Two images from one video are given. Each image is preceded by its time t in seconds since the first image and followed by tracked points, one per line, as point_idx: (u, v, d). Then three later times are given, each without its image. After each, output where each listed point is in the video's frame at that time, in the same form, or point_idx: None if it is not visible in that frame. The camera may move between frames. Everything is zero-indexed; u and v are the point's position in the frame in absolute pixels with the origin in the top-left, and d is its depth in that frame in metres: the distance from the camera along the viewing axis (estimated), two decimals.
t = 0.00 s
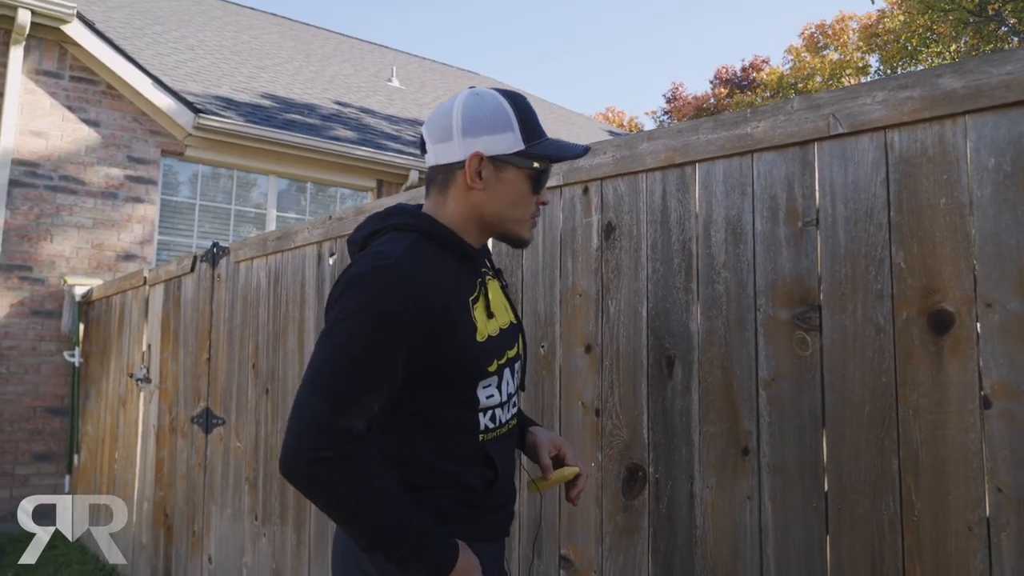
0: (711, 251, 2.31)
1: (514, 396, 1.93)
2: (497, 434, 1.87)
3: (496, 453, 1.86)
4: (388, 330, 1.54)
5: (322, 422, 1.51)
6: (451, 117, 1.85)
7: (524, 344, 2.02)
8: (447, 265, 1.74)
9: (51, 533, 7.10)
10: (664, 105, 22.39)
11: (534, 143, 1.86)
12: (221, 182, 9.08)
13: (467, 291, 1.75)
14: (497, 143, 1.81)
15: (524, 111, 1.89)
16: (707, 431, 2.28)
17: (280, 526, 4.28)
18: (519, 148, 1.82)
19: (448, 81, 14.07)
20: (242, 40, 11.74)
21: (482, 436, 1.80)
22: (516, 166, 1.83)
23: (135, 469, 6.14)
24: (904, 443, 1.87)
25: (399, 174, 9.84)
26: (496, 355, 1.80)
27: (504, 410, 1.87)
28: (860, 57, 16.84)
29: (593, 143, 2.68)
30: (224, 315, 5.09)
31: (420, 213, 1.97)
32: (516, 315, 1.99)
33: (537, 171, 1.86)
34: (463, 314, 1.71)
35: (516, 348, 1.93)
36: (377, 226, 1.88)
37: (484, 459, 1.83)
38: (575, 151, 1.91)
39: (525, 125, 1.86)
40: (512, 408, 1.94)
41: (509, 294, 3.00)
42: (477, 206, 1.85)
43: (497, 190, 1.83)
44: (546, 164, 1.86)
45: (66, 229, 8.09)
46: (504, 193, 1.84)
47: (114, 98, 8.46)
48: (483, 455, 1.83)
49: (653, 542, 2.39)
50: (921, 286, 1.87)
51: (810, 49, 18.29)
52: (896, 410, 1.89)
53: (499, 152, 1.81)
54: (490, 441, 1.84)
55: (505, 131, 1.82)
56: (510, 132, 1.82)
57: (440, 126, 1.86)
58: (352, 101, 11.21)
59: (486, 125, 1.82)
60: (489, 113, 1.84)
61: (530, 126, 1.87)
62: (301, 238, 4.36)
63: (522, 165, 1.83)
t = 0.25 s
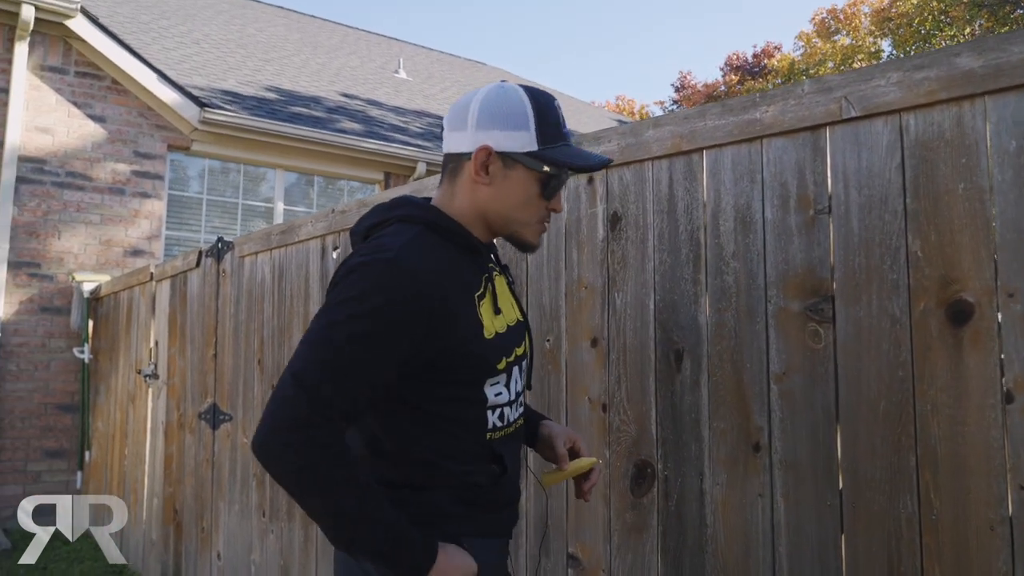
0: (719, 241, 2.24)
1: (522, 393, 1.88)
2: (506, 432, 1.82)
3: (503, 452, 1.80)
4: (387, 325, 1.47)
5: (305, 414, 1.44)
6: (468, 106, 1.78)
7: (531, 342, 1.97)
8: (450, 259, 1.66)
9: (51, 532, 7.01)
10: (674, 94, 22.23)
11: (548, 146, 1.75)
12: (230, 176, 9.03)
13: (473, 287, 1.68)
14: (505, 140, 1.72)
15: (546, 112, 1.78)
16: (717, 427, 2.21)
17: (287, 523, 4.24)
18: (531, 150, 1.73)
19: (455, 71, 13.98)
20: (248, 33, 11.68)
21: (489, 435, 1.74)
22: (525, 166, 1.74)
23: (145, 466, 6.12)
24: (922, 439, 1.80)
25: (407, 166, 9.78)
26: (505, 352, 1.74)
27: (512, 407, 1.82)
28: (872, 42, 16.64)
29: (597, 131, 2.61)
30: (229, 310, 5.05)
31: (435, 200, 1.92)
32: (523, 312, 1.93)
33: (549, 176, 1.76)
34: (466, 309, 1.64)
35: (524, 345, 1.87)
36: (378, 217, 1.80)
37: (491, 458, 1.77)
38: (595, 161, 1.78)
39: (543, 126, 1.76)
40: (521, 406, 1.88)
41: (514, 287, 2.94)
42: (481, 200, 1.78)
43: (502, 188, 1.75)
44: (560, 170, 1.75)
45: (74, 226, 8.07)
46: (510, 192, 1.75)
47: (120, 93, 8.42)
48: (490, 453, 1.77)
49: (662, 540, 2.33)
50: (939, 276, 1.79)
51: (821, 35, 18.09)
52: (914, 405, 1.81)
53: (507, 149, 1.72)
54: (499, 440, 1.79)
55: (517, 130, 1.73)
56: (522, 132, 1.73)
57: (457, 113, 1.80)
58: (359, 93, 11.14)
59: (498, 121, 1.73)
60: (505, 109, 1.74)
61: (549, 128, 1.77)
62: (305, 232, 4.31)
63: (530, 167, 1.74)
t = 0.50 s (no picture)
0: (718, 241, 2.18)
1: (515, 402, 1.81)
2: (498, 441, 1.75)
3: (496, 461, 1.73)
4: (365, 327, 1.41)
5: (266, 407, 1.38)
6: (466, 108, 1.72)
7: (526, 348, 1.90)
8: (439, 263, 1.59)
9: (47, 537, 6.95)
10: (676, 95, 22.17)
11: (540, 157, 1.65)
12: (231, 179, 9.01)
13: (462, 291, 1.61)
14: (492, 148, 1.65)
15: (544, 120, 1.68)
16: (716, 433, 2.15)
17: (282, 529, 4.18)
18: (519, 159, 1.64)
19: (456, 73, 13.93)
20: (247, 36, 11.64)
21: (481, 443, 1.69)
22: (511, 177, 1.65)
23: (141, 471, 6.05)
24: (929, 445, 1.73)
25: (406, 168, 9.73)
26: (497, 359, 1.68)
27: (506, 416, 1.75)
28: (875, 43, 16.57)
29: (594, 129, 2.55)
30: (225, 313, 4.99)
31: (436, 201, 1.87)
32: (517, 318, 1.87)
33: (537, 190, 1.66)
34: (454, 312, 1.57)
35: (518, 352, 1.80)
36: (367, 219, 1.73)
37: (481, 467, 1.71)
38: (588, 178, 1.66)
39: (536, 136, 1.66)
40: (514, 414, 1.82)
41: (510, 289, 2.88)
42: (468, 207, 1.71)
43: (488, 196, 1.68)
44: (548, 185, 1.64)
45: (71, 229, 8.02)
46: (495, 202, 1.68)
47: (118, 96, 8.37)
48: (482, 462, 1.71)
49: (661, 549, 2.27)
50: (945, 277, 1.73)
51: (824, 35, 18.03)
52: (919, 411, 1.75)
53: (493, 157, 1.65)
54: (491, 448, 1.73)
55: (505, 139, 1.64)
56: (511, 141, 1.64)
57: (455, 115, 1.75)
58: (358, 96, 11.09)
59: (488, 127, 1.66)
60: (497, 115, 1.67)
61: (544, 138, 1.67)
62: (300, 234, 4.25)
63: (516, 178, 1.65)
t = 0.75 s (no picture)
0: (707, 233, 2.13)
1: (495, 395, 1.75)
2: (477, 437, 1.69)
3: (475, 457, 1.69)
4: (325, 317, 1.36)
5: (214, 389, 1.33)
6: (435, 96, 1.68)
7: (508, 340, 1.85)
8: (411, 255, 1.54)
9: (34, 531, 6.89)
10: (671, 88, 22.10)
11: (508, 146, 1.59)
12: (225, 170, 8.95)
13: (435, 285, 1.56)
14: (458, 137, 1.60)
15: (514, 106, 1.62)
16: (704, 428, 2.10)
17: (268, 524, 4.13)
18: (484, 148, 1.58)
19: (449, 65, 13.84)
20: (238, 26, 11.53)
21: (460, 439, 1.64)
22: (478, 167, 1.60)
23: (128, 464, 5.99)
24: (921, 442, 1.69)
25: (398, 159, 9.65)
26: (473, 353, 1.63)
27: (485, 412, 1.70)
28: (870, 36, 16.52)
29: (582, 118, 2.50)
30: (211, 305, 4.92)
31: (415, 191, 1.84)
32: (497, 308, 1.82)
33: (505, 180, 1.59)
34: (425, 303, 1.52)
35: (498, 344, 1.76)
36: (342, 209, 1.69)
37: (458, 463, 1.66)
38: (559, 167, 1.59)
39: (505, 124, 1.60)
40: (495, 409, 1.77)
41: (497, 281, 2.82)
42: (438, 198, 1.67)
43: (457, 187, 1.63)
44: (514, 176, 1.58)
45: (58, 220, 7.93)
46: (463, 193, 1.63)
47: (105, 85, 8.27)
48: (459, 458, 1.66)
49: (648, 546, 2.22)
50: (939, 270, 1.68)
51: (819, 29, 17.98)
52: (912, 407, 1.71)
53: (459, 147, 1.60)
54: (469, 445, 1.67)
55: (471, 128, 1.59)
56: (477, 130, 1.59)
57: (426, 103, 1.71)
58: (350, 86, 11.00)
59: (455, 115, 1.61)
60: (465, 102, 1.61)
61: (514, 125, 1.61)
62: (286, 225, 4.18)
63: (483, 168, 1.59)
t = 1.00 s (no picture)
0: (704, 230, 2.10)
1: (485, 396, 1.73)
2: (464, 438, 1.66)
3: (459, 459, 1.65)
4: (309, 311, 1.33)
5: (201, 394, 1.30)
6: (420, 89, 1.65)
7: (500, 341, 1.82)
8: (396, 249, 1.51)
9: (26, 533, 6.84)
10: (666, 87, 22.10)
11: (493, 138, 1.56)
12: (221, 170, 8.92)
13: (421, 280, 1.53)
14: (443, 128, 1.57)
15: (500, 98, 1.59)
16: (701, 428, 2.07)
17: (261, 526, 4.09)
18: (468, 140, 1.55)
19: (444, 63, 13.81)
20: (231, 24, 11.47)
21: (444, 440, 1.60)
22: (462, 159, 1.57)
23: (121, 465, 5.94)
24: (921, 441, 1.66)
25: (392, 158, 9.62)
26: (460, 350, 1.60)
27: (473, 411, 1.67)
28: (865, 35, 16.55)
29: (576, 114, 2.46)
30: (203, 305, 4.88)
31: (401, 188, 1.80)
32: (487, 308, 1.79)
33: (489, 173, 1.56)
34: (410, 301, 1.49)
35: (489, 343, 1.73)
36: (327, 202, 1.66)
37: (443, 466, 1.62)
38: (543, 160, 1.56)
39: (490, 116, 1.57)
40: (484, 409, 1.74)
41: (491, 279, 2.79)
42: (422, 193, 1.63)
43: (440, 180, 1.60)
44: (498, 168, 1.55)
45: (50, 219, 7.87)
46: (447, 187, 1.59)
47: (97, 84, 8.21)
48: (444, 460, 1.62)
49: (644, 547, 2.19)
50: (939, 266, 1.65)
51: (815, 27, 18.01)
52: (912, 406, 1.68)
53: (444, 138, 1.57)
54: (455, 445, 1.64)
55: (456, 119, 1.56)
56: (462, 121, 1.56)
57: (411, 96, 1.68)
58: (344, 85, 10.96)
59: (439, 107, 1.58)
60: (450, 94, 1.59)
61: (499, 117, 1.58)
62: (278, 224, 4.15)
63: (467, 160, 1.56)
